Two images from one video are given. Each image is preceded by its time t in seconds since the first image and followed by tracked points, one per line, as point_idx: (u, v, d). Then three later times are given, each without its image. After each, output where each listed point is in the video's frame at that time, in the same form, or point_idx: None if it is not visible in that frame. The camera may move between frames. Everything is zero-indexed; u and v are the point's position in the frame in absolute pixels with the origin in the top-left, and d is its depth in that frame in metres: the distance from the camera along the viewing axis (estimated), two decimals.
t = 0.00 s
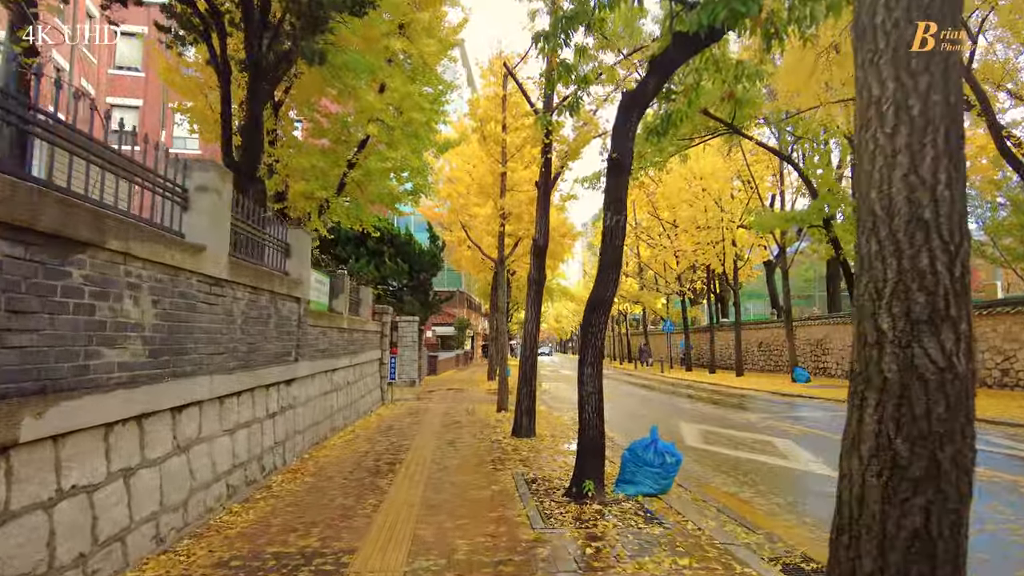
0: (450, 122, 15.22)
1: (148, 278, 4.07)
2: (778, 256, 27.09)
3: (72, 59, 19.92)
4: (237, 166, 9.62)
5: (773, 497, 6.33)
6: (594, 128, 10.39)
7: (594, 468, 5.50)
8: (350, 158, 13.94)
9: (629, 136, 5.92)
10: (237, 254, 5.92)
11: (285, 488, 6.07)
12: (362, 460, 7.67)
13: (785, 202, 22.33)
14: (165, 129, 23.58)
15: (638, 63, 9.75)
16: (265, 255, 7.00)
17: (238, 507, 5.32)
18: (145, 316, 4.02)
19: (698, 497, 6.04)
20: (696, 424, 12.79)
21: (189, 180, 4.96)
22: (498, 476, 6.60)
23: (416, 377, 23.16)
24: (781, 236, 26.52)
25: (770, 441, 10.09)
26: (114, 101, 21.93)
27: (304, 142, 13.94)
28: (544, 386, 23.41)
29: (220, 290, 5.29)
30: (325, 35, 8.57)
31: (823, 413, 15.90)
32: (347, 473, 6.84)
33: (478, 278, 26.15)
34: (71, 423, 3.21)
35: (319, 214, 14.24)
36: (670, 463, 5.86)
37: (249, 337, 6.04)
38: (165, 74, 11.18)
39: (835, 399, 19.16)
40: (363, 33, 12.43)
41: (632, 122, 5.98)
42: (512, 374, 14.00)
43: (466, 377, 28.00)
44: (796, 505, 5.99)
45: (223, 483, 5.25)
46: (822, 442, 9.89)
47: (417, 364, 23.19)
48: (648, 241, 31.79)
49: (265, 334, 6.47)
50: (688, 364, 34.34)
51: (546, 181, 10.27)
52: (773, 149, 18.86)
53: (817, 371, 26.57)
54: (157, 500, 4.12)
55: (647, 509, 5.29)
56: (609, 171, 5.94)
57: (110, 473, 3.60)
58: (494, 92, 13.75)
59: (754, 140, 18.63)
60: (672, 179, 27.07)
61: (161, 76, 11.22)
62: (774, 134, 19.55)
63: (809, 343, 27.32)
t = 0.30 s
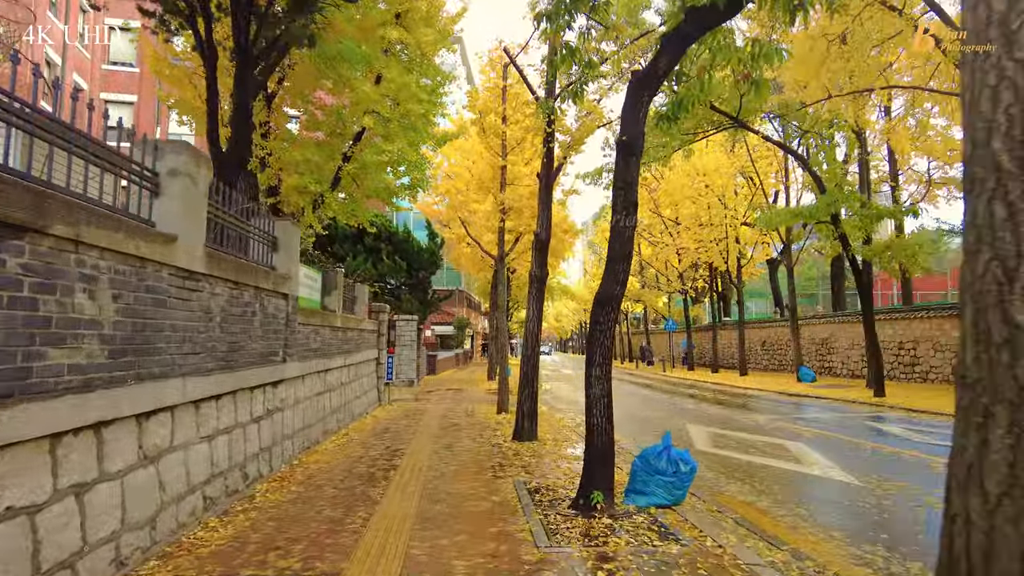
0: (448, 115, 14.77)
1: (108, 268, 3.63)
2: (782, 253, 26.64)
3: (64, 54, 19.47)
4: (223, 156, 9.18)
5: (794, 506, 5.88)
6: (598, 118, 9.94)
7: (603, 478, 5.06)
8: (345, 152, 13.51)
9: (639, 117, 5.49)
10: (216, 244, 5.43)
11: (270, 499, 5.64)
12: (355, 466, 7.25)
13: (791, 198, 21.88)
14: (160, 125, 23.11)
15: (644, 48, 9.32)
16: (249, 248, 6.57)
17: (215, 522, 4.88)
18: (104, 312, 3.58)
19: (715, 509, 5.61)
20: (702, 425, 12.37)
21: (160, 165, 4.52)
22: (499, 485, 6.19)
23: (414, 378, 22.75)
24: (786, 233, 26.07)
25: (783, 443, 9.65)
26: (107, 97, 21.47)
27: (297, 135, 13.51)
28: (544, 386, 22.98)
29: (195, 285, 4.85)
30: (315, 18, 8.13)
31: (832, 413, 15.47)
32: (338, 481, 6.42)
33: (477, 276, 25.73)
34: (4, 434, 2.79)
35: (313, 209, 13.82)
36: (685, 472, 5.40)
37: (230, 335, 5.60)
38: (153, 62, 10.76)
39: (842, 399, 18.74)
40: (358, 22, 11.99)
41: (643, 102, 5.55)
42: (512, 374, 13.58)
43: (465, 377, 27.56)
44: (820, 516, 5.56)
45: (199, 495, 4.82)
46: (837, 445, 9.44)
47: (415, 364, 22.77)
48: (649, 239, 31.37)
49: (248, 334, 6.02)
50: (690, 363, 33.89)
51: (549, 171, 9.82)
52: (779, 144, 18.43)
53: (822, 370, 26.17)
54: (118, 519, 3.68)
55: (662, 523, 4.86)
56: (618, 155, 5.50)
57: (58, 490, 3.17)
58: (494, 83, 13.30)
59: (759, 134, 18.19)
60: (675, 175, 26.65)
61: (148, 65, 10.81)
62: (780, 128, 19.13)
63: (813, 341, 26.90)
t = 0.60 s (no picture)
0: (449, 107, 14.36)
1: (66, 254, 3.22)
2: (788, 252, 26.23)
3: (56, 47, 19.08)
4: (213, 146, 8.78)
5: (821, 516, 5.48)
6: (605, 107, 9.52)
7: (619, 487, 4.67)
8: (343, 145, 13.11)
9: (656, 97, 5.06)
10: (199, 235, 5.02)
11: (258, 509, 5.24)
12: (351, 471, 6.85)
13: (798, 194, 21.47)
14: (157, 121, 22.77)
15: (654, 34, 8.92)
16: (238, 241, 6.16)
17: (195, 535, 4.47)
18: (62, 304, 3.18)
19: (737, 520, 5.21)
20: (711, 427, 11.97)
21: (134, 146, 4.09)
22: (503, 493, 5.79)
23: (414, 378, 22.36)
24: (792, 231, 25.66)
25: (798, 446, 9.24)
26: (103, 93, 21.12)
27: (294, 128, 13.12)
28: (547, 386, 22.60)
29: (174, 277, 4.43)
30: None
31: (843, 415, 15.06)
32: (332, 489, 6.01)
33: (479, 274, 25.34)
34: None
35: (310, 205, 13.42)
36: (705, 480, 5.00)
37: (215, 333, 5.18)
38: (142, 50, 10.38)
39: (851, 399, 18.34)
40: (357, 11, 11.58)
41: (660, 82, 5.13)
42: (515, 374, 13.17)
43: (466, 377, 27.19)
44: (851, 528, 5.15)
45: (178, 507, 4.41)
46: (855, 448, 9.04)
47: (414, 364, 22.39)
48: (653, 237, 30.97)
49: (235, 331, 5.61)
50: (693, 363, 33.50)
51: (554, 162, 9.39)
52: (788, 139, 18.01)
53: (828, 370, 25.78)
54: (79, 536, 3.28)
55: (683, 538, 4.46)
56: (633, 138, 5.08)
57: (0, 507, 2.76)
58: (496, 74, 12.88)
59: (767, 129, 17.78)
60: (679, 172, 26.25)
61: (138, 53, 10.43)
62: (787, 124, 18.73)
63: (819, 341, 26.50)
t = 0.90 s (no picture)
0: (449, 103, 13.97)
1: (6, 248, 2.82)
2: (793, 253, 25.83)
3: (50, 44, 18.72)
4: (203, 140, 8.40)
5: (850, 534, 5.07)
6: (613, 99, 9.10)
7: (635, 507, 4.27)
8: (340, 142, 12.72)
9: (674, 81, 4.65)
10: (177, 232, 4.60)
11: (242, 528, 4.82)
12: (344, 484, 6.43)
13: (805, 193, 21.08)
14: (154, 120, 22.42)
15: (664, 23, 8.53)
16: (222, 239, 5.73)
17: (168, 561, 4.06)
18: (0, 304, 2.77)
19: (761, 540, 4.82)
20: (720, 432, 11.57)
21: (100, 133, 3.67)
22: (507, 509, 5.39)
23: (412, 380, 21.89)
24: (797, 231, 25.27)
25: (813, 454, 8.84)
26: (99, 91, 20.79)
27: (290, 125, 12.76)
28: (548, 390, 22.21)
29: (146, 277, 4.02)
30: None
31: (853, 419, 14.66)
32: (322, 504, 5.60)
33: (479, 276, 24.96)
34: None
35: (305, 203, 13.02)
36: (727, 497, 4.61)
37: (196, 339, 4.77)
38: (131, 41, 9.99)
39: (860, 402, 17.93)
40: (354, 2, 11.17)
41: (677, 65, 4.72)
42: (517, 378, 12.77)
43: (466, 380, 26.80)
44: (888, 548, 4.75)
45: (151, 530, 4.00)
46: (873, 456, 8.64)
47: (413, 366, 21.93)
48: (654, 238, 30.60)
49: (218, 336, 5.20)
50: (696, 365, 33.11)
51: (559, 157, 8.99)
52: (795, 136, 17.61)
53: (834, 373, 25.38)
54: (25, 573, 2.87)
55: (706, 563, 4.07)
56: (648, 125, 4.68)
57: None
58: (498, 69, 12.47)
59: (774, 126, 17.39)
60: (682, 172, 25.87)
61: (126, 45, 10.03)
62: (794, 122, 18.35)
63: (825, 343, 26.10)
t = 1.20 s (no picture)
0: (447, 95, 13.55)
1: None
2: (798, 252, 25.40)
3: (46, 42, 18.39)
4: (187, 127, 8.02)
5: (886, 549, 4.62)
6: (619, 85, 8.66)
7: (652, 520, 3.85)
8: (335, 135, 12.26)
9: (693, 50, 4.22)
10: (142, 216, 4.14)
11: (218, 544, 4.39)
12: (333, 492, 6.00)
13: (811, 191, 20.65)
14: (150, 118, 22.04)
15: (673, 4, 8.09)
16: (198, 224, 5.28)
17: None
18: None
19: (788, 556, 4.39)
20: (729, 436, 11.14)
21: (42, 95, 3.26)
22: (509, 522, 4.95)
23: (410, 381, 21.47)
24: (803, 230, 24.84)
25: (829, 458, 8.41)
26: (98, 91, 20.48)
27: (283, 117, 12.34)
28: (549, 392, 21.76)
29: (106, 263, 3.58)
30: None
31: (865, 421, 14.21)
32: (308, 516, 5.16)
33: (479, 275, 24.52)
34: None
35: (299, 198, 12.54)
36: (752, 510, 4.20)
37: (167, 335, 4.33)
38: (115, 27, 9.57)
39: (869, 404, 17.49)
40: None
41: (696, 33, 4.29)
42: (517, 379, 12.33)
43: (466, 382, 26.35)
44: (927, 564, 4.31)
45: (109, 548, 3.56)
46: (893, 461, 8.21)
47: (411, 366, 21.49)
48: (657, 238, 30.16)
49: (193, 334, 4.75)
50: (699, 367, 32.67)
51: (563, 147, 8.53)
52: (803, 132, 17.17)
53: (840, 374, 24.95)
54: None
55: None
56: (664, 99, 4.25)
57: None
58: (498, 59, 12.04)
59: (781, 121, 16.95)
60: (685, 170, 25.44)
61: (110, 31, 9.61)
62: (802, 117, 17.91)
63: (831, 344, 25.66)
